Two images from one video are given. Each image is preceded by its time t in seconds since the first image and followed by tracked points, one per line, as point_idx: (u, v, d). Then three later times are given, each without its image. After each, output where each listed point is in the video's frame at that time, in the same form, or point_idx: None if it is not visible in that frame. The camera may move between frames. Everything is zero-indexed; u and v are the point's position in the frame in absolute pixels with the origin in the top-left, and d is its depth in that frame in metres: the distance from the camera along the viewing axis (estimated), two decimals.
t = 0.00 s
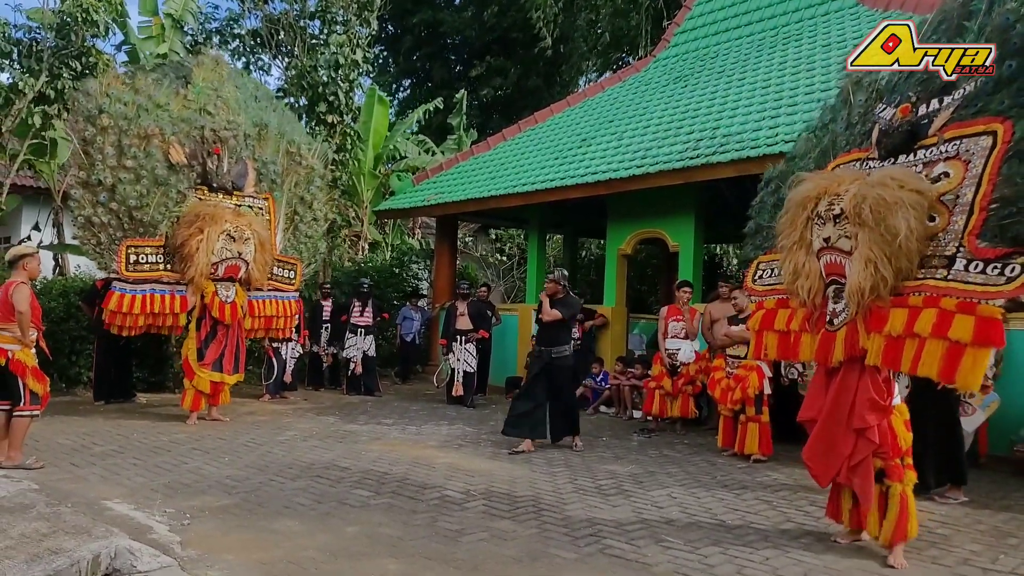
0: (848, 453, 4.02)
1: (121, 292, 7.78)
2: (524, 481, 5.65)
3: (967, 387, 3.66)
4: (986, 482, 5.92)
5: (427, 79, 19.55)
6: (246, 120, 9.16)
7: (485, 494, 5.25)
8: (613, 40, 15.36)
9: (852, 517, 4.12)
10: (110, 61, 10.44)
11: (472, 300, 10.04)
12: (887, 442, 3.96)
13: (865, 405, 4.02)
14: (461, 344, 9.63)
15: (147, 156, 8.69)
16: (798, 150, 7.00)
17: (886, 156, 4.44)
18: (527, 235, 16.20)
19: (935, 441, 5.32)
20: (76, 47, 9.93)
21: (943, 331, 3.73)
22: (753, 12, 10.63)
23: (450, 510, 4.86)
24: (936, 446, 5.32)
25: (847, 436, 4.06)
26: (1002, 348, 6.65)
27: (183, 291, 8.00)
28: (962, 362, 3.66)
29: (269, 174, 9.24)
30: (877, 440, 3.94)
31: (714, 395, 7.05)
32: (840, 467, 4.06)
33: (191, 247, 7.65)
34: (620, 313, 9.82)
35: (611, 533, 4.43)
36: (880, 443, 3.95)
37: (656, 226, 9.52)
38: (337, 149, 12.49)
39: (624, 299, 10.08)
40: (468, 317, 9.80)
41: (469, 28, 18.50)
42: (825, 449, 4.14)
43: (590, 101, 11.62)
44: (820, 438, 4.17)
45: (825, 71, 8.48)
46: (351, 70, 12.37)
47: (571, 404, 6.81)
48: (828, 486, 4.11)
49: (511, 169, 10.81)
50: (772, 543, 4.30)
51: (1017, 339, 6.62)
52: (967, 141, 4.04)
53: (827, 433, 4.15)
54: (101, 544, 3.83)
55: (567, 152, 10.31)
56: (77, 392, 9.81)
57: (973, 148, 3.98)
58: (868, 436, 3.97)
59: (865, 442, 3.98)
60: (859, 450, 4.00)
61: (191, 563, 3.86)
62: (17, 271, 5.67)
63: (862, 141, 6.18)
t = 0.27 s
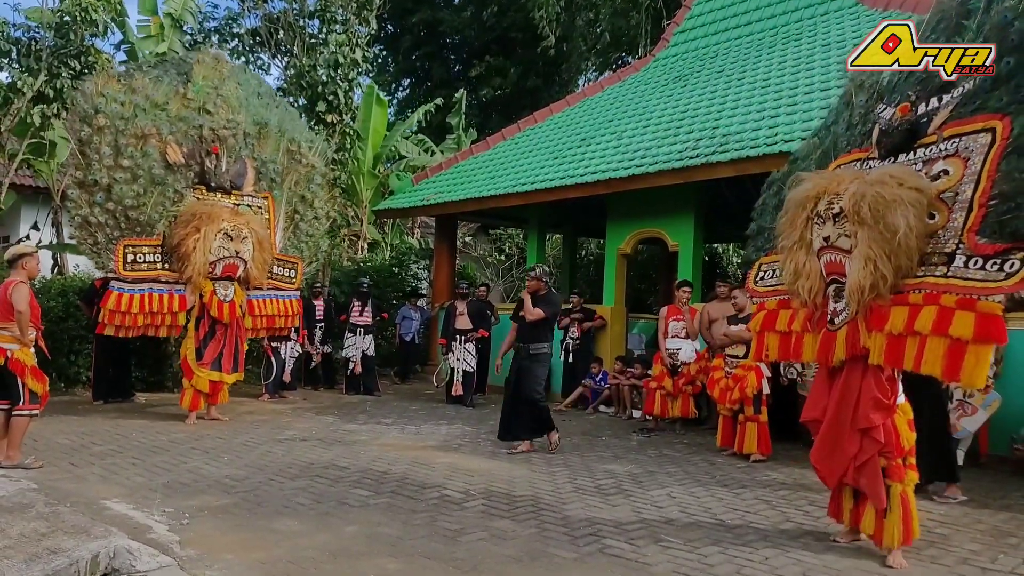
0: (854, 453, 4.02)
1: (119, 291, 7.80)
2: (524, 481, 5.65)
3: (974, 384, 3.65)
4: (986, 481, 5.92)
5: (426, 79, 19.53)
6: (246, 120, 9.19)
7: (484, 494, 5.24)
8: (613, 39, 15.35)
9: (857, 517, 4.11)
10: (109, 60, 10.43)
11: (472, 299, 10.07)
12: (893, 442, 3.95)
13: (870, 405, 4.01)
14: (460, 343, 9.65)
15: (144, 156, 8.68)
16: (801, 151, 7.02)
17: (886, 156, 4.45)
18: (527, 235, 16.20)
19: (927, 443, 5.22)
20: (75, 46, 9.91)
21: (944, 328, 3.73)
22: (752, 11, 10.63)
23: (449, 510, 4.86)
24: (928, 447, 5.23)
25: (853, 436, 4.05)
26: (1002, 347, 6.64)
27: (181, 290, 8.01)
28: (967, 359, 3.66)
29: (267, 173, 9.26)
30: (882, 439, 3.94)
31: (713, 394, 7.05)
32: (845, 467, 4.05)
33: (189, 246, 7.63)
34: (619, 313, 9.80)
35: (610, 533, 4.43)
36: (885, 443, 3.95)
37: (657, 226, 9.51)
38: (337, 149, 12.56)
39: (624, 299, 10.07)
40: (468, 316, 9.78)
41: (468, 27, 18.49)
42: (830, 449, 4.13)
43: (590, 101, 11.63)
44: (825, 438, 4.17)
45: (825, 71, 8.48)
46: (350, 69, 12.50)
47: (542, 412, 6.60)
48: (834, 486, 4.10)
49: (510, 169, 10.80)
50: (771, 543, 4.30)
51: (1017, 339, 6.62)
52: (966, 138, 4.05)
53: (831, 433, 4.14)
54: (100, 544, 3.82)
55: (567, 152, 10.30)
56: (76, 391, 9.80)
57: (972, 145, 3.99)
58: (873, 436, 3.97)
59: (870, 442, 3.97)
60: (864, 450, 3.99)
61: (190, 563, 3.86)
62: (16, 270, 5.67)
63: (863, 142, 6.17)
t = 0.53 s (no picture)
0: (851, 453, 4.02)
1: (114, 289, 7.81)
2: (522, 479, 5.65)
3: (975, 383, 3.64)
4: (983, 481, 5.93)
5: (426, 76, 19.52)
6: (244, 115, 9.16)
7: (482, 492, 5.25)
8: (613, 37, 15.32)
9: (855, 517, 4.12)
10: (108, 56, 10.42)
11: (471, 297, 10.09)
12: (890, 441, 3.95)
13: (867, 404, 4.02)
14: (458, 341, 9.65)
15: (140, 153, 8.68)
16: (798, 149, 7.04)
17: (883, 156, 4.47)
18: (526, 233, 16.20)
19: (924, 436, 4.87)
20: (74, 41, 9.88)
21: (941, 327, 3.73)
22: (752, 10, 10.63)
23: (447, 507, 4.86)
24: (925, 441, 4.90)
25: (850, 436, 4.06)
26: (1001, 347, 6.64)
27: (178, 288, 7.94)
28: (965, 359, 3.65)
29: (267, 171, 9.25)
30: (879, 439, 3.94)
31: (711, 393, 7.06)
32: (842, 467, 4.06)
33: (186, 243, 7.60)
34: (618, 310, 9.81)
35: (609, 531, 4.43)
36: (882, 442, 3.95)
37: (654, 224, 9.53)
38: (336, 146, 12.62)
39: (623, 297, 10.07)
40: (467, 314, 9.75)
41: (468, 25, 18.49)
42: (827, 449, 4.14)
43: (589, 99, 11.61)
44: (822, 437, 4.17)
45: (825, 70, 8.48)
46: (350, 66, 12.73)
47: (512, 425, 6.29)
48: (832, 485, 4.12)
49: (509, 166, 10.79)
50: (770, 542, 4.30)
51: (1015, 338, 6.62)
52: (962, 138, 4.06)
53: (828, 432, 4.15)
54: (97, 541, 3.81)
55: (566, 150, 10.29)
56: (74, 387, 9.80)
57: (970, 145, 4.00)
58: (870, 436, 3.97)
59: (867, 442, 3.98)
60: (861, 450, 3.99)
61: (187, 560, 3.85)
62: (14, 266, 5.66)
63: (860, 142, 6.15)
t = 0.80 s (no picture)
0: (849, 452, 4.01)
1: (115, 290, 7.82)
2: (523, 478, 5.65)
3: (973, 385, 3.62)
4: (985, 481, 5.92)
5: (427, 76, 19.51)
6: (246, 115, 9.20)
7: (483, 491, 5.24)
8: (615, 37, 15.30)
9: (854, 517, 4.11)
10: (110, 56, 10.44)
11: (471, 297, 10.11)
12: (887, 440, 3.95)
13: (864, 403, 4.01)
14: (460, 341, 9.64)
15: (141, 153, 8.65)
16: (796, 149, 7.03)
17: (882, 155, 4.45)
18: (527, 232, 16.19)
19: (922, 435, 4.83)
20: (75, 41, 9.89)
21: (940, 328, 3.72)
22: (753, 10, 10.62)
23: (449, 507, 4.86)
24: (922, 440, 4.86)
25: (847, 435, 4.05)
26: (1003, 346, 6.63)
27: (178, 288, 7.94)
28: (964, 360, 3.64)
29: (269, 171, 9.25)
30: (877, 438, 3.94)
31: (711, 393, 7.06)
32: (840, 466, 4.05)
33: (186, 243, 7.60)
34: (619, 309, 9.84)
35: (610, 531, 4.42)
36: (880, 441, 3.95)
37: (654, 224, 9.54)
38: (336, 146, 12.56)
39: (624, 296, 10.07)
40: (468, 315, 9.61)
41: (470, 24, 18.49)
42: (824, 449, 4.13)
43: (590, 98, 11.61)
44: (820, 437, 4.17)
45: (827, 69, 8.46)
46: (351, 65, 12.77)
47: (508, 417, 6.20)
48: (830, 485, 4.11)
49: (510, 166, 10.78)
50: (771, 542, 4.29)
51: (1016, 339, 6.61)
52: (962, 139, 4.05)
53: (826, 431, 4.15)
54: (99, 540, 3.81)
55: (567, 149, 10.29)
56: (76, 386, 9.81)
57: (970, 146, 3.99)
58: (867, 435, 3.97)
59: (865, 441, 3.97)
60: (859, 449, 3.99)
61: (188, 559, 3.85)
62: (15, 265, 5.66)
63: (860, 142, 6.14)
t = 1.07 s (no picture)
0: (846, 452, 4.01)
1: (117, 290, 7.81)
2: (524, 478, 5.65)
3: (972, 387, 3.61)
4: (986, 482, 5.92)
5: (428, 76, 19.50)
6: (250, 114, 9.19)
7: (484, 491, 5.24)
8: (616, 37, 15.29)
9: (852, 517, 4.10)
10: (111, 56, 10.45)
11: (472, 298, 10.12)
12: (884, 440, 3.95)
13: (861, 404, 4.01)
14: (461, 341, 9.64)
15: (143, 153, 8.68)
16: (795, 149, 7.02)
17: (882, 156, 4.43)
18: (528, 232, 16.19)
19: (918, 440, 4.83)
20: (76, 41, 9.90)
21: (938, 330, 3.71)
22: (754, 10, 10.61)
23: (449, 507, 4.86)
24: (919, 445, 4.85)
25: (844, 435, 4.05)
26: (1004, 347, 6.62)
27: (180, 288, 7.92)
28: (963, 362, 3.64)
29: (273, 170, 9.24)
30: (874, 438, 3.94)
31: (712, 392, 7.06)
32: (837, 466, 4.05)
33: (188, 245, 7.64)
34: (620, 309, 9.82)
35: (610, 531, 4.42)
36: (877, 442, 3.95)
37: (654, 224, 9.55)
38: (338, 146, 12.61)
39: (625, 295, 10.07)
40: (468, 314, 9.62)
41: (470, 24, 18.49)
42: (821, 449, 4.13)
43: (591, 98, 11.60)
44: (817, 437, 4.17)
45: (827, 70, 8.45)
46: (351, 65, 12.79)
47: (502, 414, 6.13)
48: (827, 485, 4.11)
49: (511, 166, 10.78)
50: (772, 542, 4.29)
51: (1016, 339, 6.61)
52: (964, 141, 4.03)
53: (823, 431, 4.15)
54: (99, 539, 3.81)
55: (567, 149, 10.29)
56: (76, 386, 9.81)
57: (972, 149, 3.97)
58: (864, 435, 3.96)
59: (862, 441, 3.97)
60: (856, 449, 3.99)
61: (189, 559, 3.85)
62: (16, 265, 5.66)
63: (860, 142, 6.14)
